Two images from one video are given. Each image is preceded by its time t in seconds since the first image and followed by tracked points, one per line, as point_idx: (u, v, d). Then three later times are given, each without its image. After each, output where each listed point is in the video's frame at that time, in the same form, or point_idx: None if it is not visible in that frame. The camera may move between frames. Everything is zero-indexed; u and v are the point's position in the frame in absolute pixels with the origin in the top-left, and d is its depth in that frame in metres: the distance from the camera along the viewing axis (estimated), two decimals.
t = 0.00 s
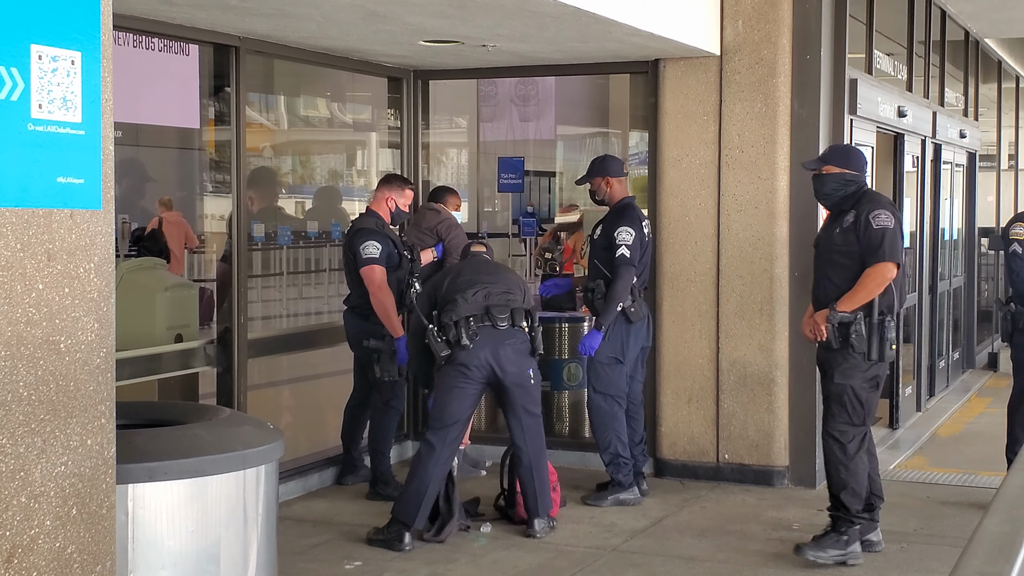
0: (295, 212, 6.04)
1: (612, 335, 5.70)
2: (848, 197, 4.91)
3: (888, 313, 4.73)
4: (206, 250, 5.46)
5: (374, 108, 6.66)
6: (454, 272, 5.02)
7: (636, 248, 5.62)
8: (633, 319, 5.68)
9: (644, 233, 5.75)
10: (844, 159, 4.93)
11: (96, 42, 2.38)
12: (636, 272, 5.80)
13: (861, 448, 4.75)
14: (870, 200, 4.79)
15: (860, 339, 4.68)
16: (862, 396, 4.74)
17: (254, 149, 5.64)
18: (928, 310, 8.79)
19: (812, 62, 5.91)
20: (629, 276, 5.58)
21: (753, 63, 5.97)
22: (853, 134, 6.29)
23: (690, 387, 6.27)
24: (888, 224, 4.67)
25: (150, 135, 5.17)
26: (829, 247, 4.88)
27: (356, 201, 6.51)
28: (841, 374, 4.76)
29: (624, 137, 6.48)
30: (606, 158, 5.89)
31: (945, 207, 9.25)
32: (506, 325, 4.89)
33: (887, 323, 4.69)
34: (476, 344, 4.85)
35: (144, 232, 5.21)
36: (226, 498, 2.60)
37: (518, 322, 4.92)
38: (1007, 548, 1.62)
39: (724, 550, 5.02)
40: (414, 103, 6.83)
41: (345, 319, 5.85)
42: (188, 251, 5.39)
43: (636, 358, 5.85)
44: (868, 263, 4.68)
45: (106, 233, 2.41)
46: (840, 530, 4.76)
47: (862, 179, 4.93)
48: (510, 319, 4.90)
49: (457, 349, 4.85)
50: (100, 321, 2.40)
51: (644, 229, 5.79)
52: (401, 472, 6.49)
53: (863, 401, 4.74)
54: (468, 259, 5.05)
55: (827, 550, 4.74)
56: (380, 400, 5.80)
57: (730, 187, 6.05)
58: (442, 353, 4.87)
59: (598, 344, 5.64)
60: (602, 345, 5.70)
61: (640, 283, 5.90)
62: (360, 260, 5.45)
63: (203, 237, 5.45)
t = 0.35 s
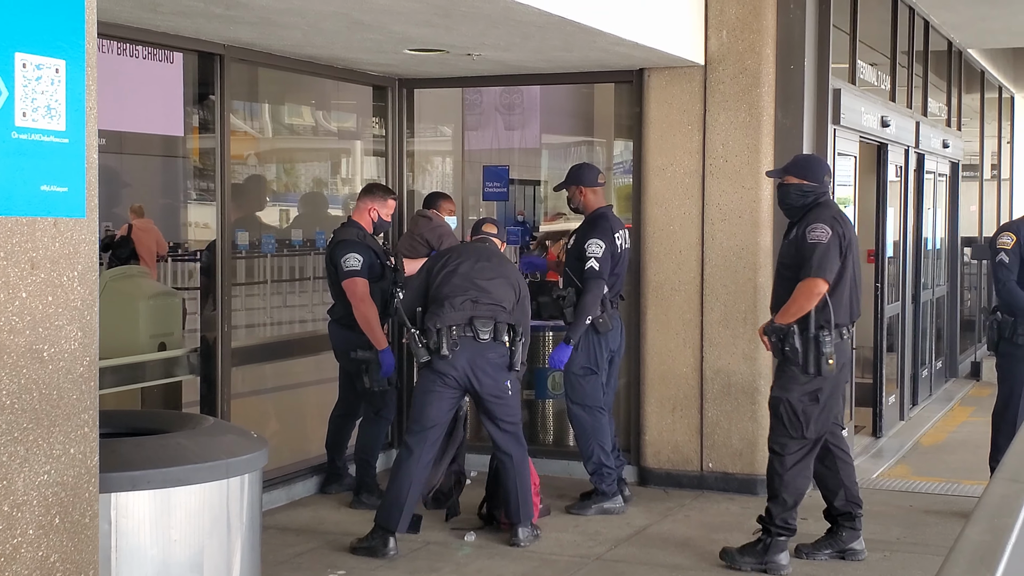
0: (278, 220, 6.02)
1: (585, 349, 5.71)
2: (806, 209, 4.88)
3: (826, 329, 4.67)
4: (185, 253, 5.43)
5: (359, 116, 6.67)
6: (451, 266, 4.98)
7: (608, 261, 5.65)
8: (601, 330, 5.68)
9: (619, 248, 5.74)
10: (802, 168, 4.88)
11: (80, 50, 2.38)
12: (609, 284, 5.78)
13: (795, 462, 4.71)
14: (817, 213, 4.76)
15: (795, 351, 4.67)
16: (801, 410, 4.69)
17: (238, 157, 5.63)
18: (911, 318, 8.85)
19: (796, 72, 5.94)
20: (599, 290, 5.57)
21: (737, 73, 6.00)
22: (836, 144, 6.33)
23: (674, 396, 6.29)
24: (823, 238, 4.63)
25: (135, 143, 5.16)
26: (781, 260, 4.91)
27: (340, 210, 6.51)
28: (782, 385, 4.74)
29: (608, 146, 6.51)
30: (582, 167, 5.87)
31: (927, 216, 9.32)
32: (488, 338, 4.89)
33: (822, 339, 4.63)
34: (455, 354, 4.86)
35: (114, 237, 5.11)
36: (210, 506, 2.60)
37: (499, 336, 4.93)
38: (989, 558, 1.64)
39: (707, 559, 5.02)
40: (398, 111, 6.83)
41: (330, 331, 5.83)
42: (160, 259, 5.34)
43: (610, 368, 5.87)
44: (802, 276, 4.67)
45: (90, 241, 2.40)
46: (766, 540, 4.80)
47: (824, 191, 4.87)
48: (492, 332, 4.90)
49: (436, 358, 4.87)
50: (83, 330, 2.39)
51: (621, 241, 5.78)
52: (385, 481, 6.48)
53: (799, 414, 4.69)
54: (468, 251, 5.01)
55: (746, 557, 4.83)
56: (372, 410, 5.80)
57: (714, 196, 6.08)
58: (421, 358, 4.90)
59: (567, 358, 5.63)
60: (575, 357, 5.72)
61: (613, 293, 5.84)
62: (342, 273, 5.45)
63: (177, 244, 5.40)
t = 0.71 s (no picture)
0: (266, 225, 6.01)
1: (563, 356, 5.70)
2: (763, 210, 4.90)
3: (779, 332, 4.66)
4: (170, 259, 5.42)
5: (348, 122, 6.67)
6: (464, 258, 4.92)
7: (578, 267, 5.55)
8: (578, 335, 5.64)
9: (591, 254, 5.69)
10: (759, 170, 4.90)
11: (68, 57, 2.37)
12: (584, 289, 5.77)
13: (767, 468, 4.75)
14: (766, 215, 4.77)
15: (751, 355, 4.70)
16: (766, 415, 4.73)
17: (226, 163, 5.62)
18: (900, 321, 8.89)
19: (783, 77, 5.96)
20: (570, 298, 5.49)
21: (725, 77, 6.02)
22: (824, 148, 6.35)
23: (664, 400, 6.30)
24: (770, 240, 4.63)
25: (123, 151, 5.17)
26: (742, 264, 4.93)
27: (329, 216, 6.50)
28: (746, 391, 4.77)
29: (597, 151, 6.52)
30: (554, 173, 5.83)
31: (916, 220, 9.36)
32: (496, 340, 4.91)
33: (776, 343, 4.63)
34: (463, 356, 4.86)
35: (99, 242, 5.16)
36: (200, 513, 2.59)
37: (507, 338, 4.95)
38: (977, 561, 1.65)
39: (698, 563, 5.03)
40: (387, 117, 6.84)
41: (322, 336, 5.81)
42: (139, 265, 5.32)
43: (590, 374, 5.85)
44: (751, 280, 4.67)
45: (79, 248, 2.40)
46: (754, 546, 4.81)
47: (779, 191, 4.87)
48: (500, 335, 4.92)
49: (444, 358, 4.86)
50: (72, 336, 2.38)
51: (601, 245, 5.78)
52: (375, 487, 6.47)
53: (763, 420, 4.72)
54: (482, 242, 4.95)
55: (735, 564, 4.83)
56: (357, 417, 5.77)
57: (703, 200, 6.10)
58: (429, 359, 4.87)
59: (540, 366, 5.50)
60: (556, 363, 5.72)
61: (590, 298, 5.82)
62: (331, 273, 5.45)
63: (159, 251, 5.37)
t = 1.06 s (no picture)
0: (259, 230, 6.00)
1: (541, 363, 5.64)
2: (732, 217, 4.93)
3: (756, 339, 4.67)
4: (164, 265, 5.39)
5: (342, 126, 6.67)
6: (441, 265, 4.91)
7: (551, 270, 5.55)
8: (554, 341, 5.62)
9: (564, 260, 5.67)
10: (724, 179, 4.92)
11: (62, 61, 2.37)
12: (557, 295, 5.73)
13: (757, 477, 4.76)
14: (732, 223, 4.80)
15: (732, 365, 4.69)
16: (752, 422, 4.75)
17: (221, 168, 5.62)
18: (894, 326, 8.90)
19: (777, 82, 5.97)
20: (544, 300, 5.49)
21: (720, 82, 6.03)
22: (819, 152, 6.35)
23: (658, 405, 6.30)
24: (736, 250, 4.67)
25: (117, 154, 5.18)
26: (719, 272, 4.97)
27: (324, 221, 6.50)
28: (733, 398, 4.80)
29: (591, 156, 6.52)
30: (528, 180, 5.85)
31: (910, 225, 9.38)
32: (480, 344, 4.90)
33: (754, 350, 4.64)
34: (449, 362, 4.86)
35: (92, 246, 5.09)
36: (194, 518, 2.59)
37: (491, 342, 4.94)
38: (971, 565, 1.66)
39: (693, 568, 5.03)
40: (381, 122, 6.84)
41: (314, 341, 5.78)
42: (131, 270, 5.28)
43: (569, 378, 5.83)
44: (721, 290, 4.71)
45: (73, 252, 2.40)
46: (750, 552, 4.81)
47: (747, 197, 4.90)
48: (485, 340, 4.92)
49: (430, 367, 4.87)
50: (66, 341, 2.38)
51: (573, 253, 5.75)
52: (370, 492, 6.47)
53: (751, 429, 4.74)
54: (456, 246, 4.94)
55: (730, 570, 4.83)
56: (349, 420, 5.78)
57: (697, 205, 6.11)
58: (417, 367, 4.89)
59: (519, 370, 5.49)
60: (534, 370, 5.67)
61: (564, 304, 5.76)
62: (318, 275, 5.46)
63: (154, 256, 5.35)
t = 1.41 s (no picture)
0: (256, 238, 6.01)
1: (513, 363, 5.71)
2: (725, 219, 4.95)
3: (745, 339, 4.67)
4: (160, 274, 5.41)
5: (338, 133, 6.68)
6: (429, 275, 4.95)
7: (525, 270, 5.65)
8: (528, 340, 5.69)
9: (537, 259, 5.72)
10: (717, 181, 4.96)
11: (56, 70, 2.37)
12: (531, 295, 5.77)
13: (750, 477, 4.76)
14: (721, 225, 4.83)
15: (723, 366, 4.71)
16: (743, 423, 4.75)
17: (217, 176, 5.62)
18: (892, 326, 8.91)
19: (772, 83, 5.98)
20: (518, 299, 5.62)
21: (714, 84, 6.04)
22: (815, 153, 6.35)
23: (657, 408, 6.30)
24: (723, 251, 4.69)
25: (116, 162, 5.20)
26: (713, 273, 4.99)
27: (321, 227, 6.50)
28: (725, 398, 4.80)
29: (587, 160, 6.54)
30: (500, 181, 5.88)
31: (907, 224, 9.40)
32: (483, 347, 4.90)
33: (742, 351, 4.64)
34: (453, 367, 4.85)
35: (90, 256, 5.15)
36: (194, 526, 2.58)
37: (494, 344, 4.94)
38: (971, 560, 1.66)
39: (694, 570, 5.03)
40: (377, 128, 6.85)
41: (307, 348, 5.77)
42: (127, 278, 5.31)
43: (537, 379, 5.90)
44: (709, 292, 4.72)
45: (69, 261, 2.40)
46: (750, 553, 4.81)
47: (739, 198, 4.90)
48: (488, 343, 4.91)
49: (434, 372, 4.84)
50: (63, 350, 2.38)
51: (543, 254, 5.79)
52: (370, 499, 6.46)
53: (743, 429, 4.75)
54: (437, 258, 4.99)
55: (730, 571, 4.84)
56: (346, 423, 5.80)
57: (693, 207, 6.12)
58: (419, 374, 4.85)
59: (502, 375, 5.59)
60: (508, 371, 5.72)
61: (537, 304, 5.82)
62: (304, 278, 5.46)
63: (149, 266, 5.36)
